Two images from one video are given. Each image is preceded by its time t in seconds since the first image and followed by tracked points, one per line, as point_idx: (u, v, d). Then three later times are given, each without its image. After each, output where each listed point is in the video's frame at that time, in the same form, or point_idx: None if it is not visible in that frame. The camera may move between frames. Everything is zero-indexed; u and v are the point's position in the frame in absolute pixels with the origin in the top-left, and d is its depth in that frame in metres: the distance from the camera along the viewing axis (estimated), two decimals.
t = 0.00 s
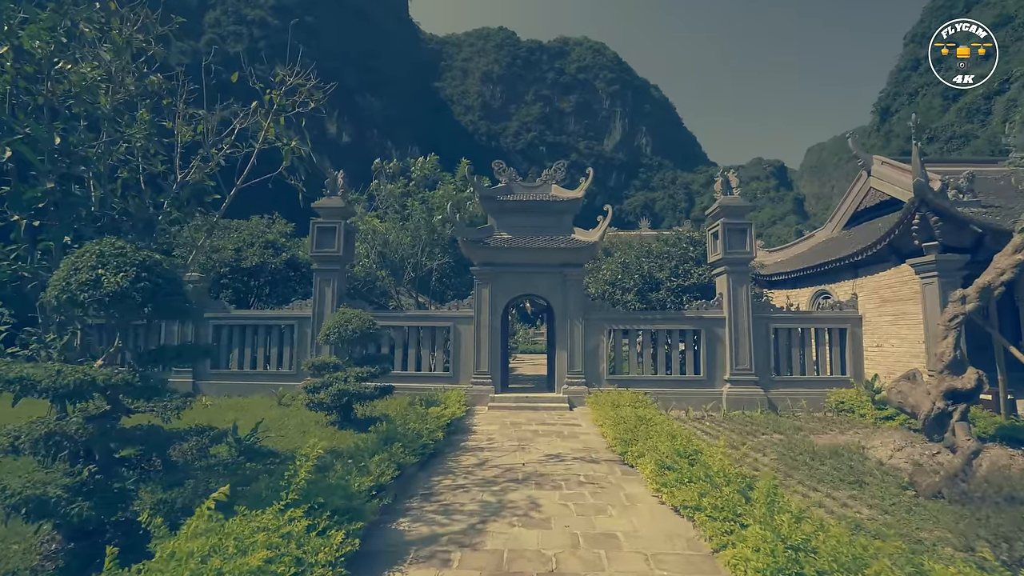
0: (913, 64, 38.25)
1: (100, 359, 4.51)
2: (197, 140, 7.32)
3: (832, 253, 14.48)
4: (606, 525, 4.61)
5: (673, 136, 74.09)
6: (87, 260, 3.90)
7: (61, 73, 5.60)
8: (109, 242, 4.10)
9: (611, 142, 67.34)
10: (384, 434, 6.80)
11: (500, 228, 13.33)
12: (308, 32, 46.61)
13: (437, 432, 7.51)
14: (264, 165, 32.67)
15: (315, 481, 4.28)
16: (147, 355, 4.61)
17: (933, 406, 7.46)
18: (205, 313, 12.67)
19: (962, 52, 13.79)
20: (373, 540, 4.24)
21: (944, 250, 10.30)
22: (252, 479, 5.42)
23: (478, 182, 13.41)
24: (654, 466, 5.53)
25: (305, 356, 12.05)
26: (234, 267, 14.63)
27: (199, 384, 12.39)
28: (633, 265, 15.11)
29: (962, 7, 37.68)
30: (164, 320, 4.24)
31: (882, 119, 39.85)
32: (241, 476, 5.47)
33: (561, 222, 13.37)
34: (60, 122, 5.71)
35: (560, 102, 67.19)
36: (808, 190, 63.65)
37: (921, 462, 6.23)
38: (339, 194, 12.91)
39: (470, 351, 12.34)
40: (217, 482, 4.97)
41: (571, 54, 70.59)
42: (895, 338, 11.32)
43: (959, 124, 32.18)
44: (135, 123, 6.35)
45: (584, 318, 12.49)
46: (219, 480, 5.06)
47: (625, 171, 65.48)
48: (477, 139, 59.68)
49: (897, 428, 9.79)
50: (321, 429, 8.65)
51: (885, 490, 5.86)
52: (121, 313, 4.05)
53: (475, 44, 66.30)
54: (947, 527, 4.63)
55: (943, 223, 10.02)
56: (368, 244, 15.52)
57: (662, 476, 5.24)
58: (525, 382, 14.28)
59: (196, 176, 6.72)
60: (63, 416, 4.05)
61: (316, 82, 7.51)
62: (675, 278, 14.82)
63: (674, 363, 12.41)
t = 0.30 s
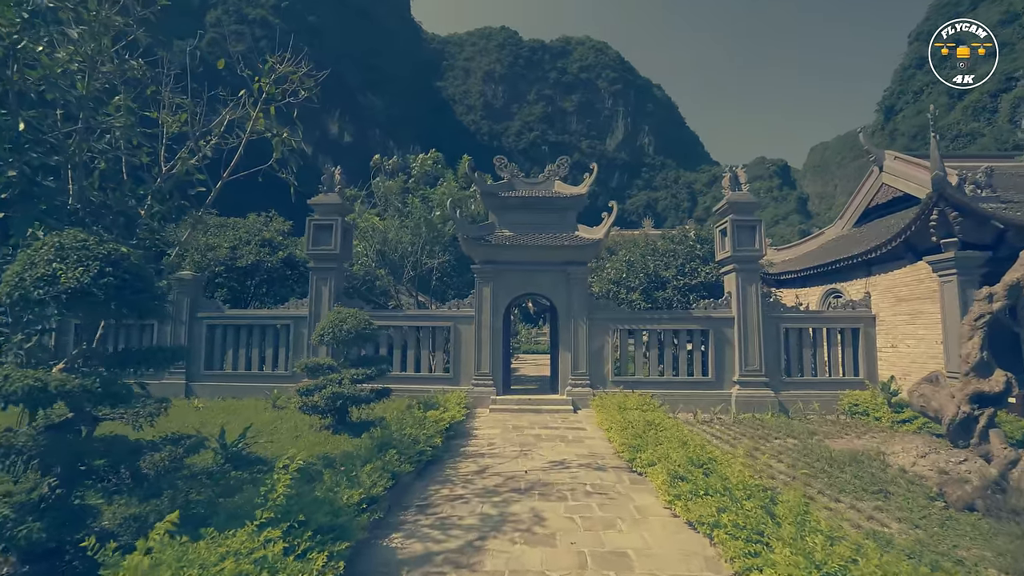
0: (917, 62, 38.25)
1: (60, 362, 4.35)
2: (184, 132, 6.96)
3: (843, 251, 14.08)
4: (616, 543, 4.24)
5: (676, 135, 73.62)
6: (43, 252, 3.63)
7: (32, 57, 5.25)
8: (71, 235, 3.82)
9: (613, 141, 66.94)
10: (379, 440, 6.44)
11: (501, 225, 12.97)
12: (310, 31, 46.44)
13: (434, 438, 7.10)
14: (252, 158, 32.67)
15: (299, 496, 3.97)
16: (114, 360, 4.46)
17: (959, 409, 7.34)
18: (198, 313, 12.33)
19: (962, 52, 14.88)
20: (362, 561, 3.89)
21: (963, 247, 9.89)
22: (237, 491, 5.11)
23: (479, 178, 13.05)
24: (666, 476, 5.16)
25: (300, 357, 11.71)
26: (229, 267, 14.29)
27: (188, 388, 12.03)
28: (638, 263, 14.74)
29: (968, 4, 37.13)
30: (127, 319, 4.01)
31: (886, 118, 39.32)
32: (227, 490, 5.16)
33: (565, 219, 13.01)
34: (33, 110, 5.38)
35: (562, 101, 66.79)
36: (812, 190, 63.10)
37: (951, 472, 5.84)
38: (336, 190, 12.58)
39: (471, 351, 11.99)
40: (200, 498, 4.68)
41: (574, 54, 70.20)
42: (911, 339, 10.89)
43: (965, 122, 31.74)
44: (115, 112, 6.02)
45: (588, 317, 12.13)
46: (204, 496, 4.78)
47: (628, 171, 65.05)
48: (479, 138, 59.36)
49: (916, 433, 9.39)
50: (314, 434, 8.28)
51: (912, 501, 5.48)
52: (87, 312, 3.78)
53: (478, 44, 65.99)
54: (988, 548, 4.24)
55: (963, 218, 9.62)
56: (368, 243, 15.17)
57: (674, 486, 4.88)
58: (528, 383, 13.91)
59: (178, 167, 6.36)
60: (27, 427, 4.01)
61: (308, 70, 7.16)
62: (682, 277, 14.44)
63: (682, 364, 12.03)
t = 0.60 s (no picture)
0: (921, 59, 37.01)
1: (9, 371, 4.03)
2: (171, 123, 6.64)
3: (855, 248, 13.68)
4: (628, 562, 3.88)
5: (678, 135, 73.17)
6: None
7: None
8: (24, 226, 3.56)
9: (615, 141, 66.53)
10: (373, 446, 6.08)
11: (503, 222, 12.61)
12: (311, 32, 46.27)
13: (431, 444, 6.74)
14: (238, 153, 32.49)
15: (280, 515, 3.61)
16: (73, 361, 4.21)
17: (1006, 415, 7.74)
18: (192, 313, 12.01)
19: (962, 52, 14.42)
20: None
21: (985, 243, 9.48)
22: (219, 503, 4.78)
23: (480, 174, 12.70)
24: (680, 487, 4.79)
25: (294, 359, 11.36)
26: (224, 266, 13.99)
27: (180, 391, 11.70)
28: (643, 262, 14.37)
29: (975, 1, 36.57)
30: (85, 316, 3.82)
31: (890, 117, 38.81)
32: (209, 502, 4.85)
33: (568, 216, 12.64)
34: None
35: (564, 101, 66.39)
36: (815, 189, 62.55)
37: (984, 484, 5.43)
38: (333, 187, 12.23)
39: (472, 351, 11.64)
40: (179, 514, 4.36)
41: (575, 53, 69.83)
42: (929, 339, 10.49)
43: (971, 120, 31.27)
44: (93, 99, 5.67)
45: (593, 317, 11.76)
46: (185, 511, 4.48)
47: (630, 171, 64.64)
48: (480, 138, 59.05)
49: (936, 437, 9.01)
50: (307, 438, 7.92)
51: (944, 514, 5.11)
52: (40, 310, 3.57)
53: (479, 44, 65.67)
54: None
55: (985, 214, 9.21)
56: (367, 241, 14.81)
57: (689, 498, 4.51)
58: (530, 385, 13.53)
59: (161, 157, 6.02)
60: None
61: (298, 55, 6.80)
62: (688, 275, 14.05)
63: (690, 366, 11.66)
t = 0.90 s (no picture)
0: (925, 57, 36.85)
1: None
2: (155, 113, 6.30)
3: (867, 245, 13.28)
4: None
5: (680, 134, 72.71)
6: None
7: None
8: None
9: (616, 141, 66.10)
10: (365, 454, 5.72)
11: (504, 219, 12.26)
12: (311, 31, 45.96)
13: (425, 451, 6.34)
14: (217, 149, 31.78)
15: (252, 535, 3.27)
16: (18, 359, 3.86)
17: None
18: (184, 312, 11.68)
19: (961, 52, 13.94)
20: None
21: (1007, 239, 9.10)
22: (196, 516, 4.42)
23: (480, 169, 12.34)
24: (696, 501, 4.43)
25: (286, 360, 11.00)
26: (218, 264, 13.61)
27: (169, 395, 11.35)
28: (648, 260, 14.00)
29: None
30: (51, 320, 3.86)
31: (894, 115, 38.32)
32: (188, 515, 4.53)
33: (571, 212, 12.28)
34: None
35: (565, 101, 65.98)
36: (817, 189, 62.02)
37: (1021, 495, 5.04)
38: (329, 182, 11.87)
39: (472, 351, 11.26)
40: (151, 530, 4.05)
41: (577, 53, 69.41)
42: (946, 339, 10.10)
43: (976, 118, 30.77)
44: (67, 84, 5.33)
45: (597, 316, 11.39)
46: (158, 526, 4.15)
47: (631, 170, 64.20)
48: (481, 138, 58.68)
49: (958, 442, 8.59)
50: (300, 443, 7.56)
51: (981, 529, 4.74)
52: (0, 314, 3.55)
53: (480, 44, 65.32)
54: None
55: (1007, 208, 8.83)
56: (366, 239, 14.48)
57: (706, 512, 4.15)
58: (532, 386, 13.16)
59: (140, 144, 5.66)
60: None
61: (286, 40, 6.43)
62: (695, 274, 13.67)
63: (698, 367, 11.27)
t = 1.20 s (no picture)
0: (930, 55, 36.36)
1: None
2: (132, 99, 5.92)
3: (878, 243, 12.89)
4: None
5: (681, 134, 72.27)
6: None
7: None
8: None
9: (617, 141, 65.66)
10: (355, 462, 5.34)
11: (504, 215, 11.89)
12: (311, 30, 45.63)
13: (420, 459, 5.96)
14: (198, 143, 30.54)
15: (215, 562, 2.90)
16: None
17: None
18: (173, 312, 11.32)
19: (961, 52, 13.49)
20: None
21: None
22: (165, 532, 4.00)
23: (479, 164, 11.95)
24: (713, 518, 4.05)
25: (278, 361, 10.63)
26: (212, 262, 13.25)
27: (157, 396, 10.99)
28: (652, 258, 13.62)
29: None
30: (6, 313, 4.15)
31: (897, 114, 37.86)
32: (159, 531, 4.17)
33: (574, 209, 11.90)
34: None
35: (566, 100, 65.51)
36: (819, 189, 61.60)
37: None
38: (324, 178, 11.50)
39: (471, 352, 10.87)
40: (117, 548, 3.70)
41: (578, 52, 68.90)
42: (964, 339, 9.70)
43: (981, 117, 30.31)
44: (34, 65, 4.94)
45: (601, 315, 11.01)
46: (125, 544, 3.79)
47: (632, 170, 63.75)
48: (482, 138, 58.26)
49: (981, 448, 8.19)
50: (289, 450, 7.17)
51: None
52: None
53: (480, 44, 64.87)
54: None
55: None
56: (362, 237, 14.11)
57: (726, 530, 3.79)
58: (534, 388, 12.77)
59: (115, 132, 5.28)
60: None
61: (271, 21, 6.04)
62: (701, 272, 13.30)
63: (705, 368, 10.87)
